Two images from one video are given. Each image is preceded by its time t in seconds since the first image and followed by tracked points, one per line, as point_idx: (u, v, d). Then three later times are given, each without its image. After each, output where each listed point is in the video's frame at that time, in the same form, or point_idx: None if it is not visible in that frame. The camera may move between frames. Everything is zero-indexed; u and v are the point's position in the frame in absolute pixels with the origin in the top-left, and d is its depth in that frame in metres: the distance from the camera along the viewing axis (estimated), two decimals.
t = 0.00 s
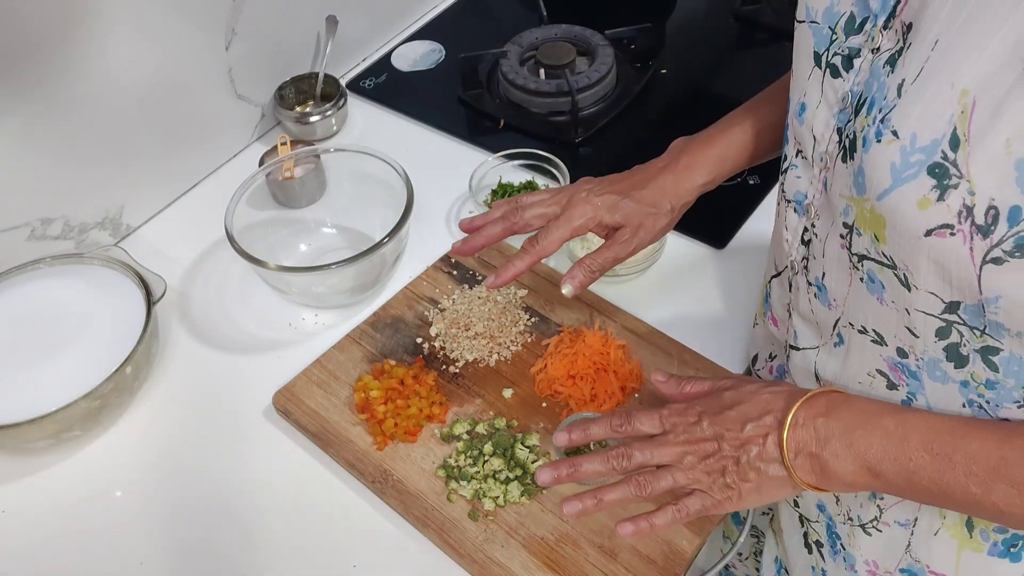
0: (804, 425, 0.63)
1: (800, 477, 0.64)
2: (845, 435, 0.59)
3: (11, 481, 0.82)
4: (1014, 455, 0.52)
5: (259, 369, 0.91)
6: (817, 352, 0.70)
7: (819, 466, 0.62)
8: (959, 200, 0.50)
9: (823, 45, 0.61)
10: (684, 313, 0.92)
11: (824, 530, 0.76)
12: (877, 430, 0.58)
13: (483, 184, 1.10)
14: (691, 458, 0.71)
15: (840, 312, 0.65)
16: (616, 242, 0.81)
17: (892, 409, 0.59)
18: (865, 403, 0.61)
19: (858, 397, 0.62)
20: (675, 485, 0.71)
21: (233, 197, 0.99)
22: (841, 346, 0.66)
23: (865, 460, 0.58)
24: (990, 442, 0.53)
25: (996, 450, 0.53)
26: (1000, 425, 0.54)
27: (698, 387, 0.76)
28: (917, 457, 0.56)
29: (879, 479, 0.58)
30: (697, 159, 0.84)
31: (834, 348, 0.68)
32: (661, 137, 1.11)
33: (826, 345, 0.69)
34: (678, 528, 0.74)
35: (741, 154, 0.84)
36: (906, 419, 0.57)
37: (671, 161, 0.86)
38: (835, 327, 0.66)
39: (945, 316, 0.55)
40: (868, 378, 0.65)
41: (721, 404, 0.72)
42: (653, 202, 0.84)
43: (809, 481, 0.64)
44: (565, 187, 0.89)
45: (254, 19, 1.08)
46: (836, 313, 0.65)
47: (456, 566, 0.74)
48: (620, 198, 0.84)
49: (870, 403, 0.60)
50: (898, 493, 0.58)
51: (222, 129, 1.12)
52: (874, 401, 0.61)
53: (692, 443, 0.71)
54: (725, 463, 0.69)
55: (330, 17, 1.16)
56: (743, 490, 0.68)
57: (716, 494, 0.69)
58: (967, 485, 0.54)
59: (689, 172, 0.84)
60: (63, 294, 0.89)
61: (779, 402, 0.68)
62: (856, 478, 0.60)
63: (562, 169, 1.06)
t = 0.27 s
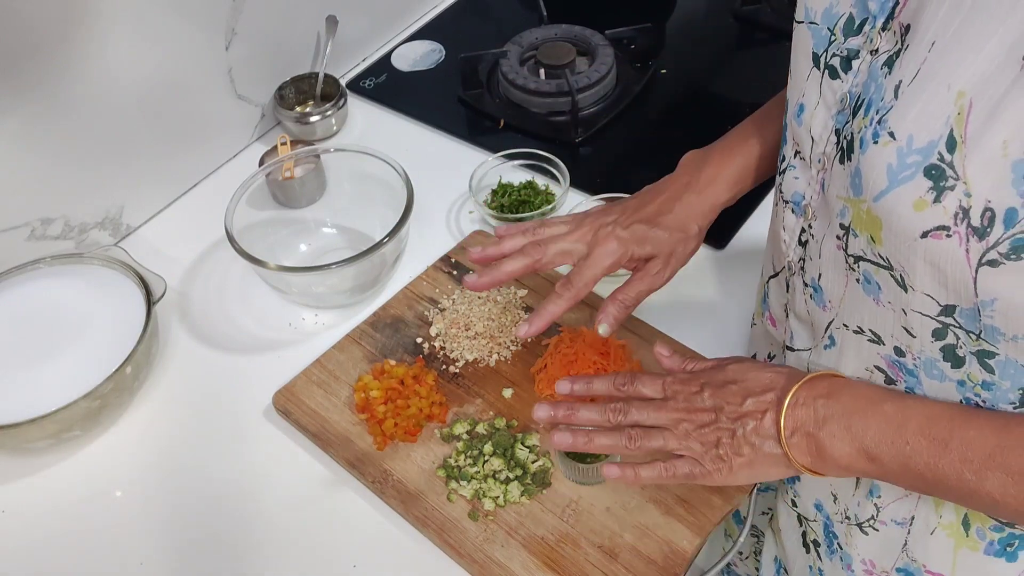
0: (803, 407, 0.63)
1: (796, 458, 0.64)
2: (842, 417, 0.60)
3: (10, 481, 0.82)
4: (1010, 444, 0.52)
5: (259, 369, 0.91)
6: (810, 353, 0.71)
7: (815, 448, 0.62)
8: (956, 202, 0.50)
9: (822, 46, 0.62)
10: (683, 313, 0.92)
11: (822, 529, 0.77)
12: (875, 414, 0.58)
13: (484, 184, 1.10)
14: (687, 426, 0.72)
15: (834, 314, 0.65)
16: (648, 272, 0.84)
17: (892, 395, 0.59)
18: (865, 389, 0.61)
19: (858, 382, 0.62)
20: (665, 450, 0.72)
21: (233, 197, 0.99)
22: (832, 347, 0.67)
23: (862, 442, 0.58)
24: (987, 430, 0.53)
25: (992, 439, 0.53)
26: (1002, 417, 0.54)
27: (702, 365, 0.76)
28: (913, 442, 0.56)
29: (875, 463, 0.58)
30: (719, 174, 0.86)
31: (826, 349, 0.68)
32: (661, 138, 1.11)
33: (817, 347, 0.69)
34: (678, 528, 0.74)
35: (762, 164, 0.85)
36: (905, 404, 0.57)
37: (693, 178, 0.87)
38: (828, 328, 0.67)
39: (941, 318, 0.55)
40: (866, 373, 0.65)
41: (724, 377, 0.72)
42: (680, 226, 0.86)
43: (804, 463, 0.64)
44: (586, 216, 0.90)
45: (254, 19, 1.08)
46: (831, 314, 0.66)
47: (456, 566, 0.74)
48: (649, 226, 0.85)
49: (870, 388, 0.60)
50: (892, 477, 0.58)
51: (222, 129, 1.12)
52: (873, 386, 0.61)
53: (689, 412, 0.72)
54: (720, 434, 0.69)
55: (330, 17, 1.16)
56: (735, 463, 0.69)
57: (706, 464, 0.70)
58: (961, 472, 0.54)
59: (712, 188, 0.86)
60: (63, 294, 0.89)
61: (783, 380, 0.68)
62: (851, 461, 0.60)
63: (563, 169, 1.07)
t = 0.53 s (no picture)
0: (804, 421, 0.63)
1: (800, 472, 0.64)
2: (844, 429, 0.60)
3: (10, 482, 0.82)
4: (1014, 451, 0.52)
5: (259, 369, 0.91)
6: (809, 357, 0.71)
7: (818, 461, 0.62)
8: (949, 206, 0.50)
9: (816, 50, 0.62)
10: (683, 314, 0.92)
11: (822, 532, 0.77)
12: (878, 425, 0.58)
13: (484, 184, 1.10)
14: (688, 448, 0.72)
15: (833, 317, 0.65)
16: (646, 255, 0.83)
17: (892, 405, 0.59)
18: (866, 399, 0.61)
19: (856, 393, 0.62)
20: (669, 474, 0.72)
21: (233, 197, 0.99)
22: (833, 351, 0.67)
23: (865, 455, 0.58)
24: (991, 438, 0.53)
25: (996, 446, 0.52)
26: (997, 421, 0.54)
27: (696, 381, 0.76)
28: (917, 452, 0.56)
29: (880, 474, 0.58)
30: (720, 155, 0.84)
31: (826, 353, 0.68)
32: (661, 138, 1.11)
33: (817, 350, 0.69)
34: (678, 528, 0.74)
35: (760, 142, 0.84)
36: (905, 414, 0.57)
37: (694, 158, 0.86)
38: (828, 331, 0.67)
39: (936, 323, 0.55)
40: (863, 380, 0.65)
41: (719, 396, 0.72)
42: (680, 209, 0.84)
43: (808, 477, 0.63)
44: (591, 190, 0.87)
45: (253, 19, 1.08)
46: (830, 318, 0.66)
47: (456, 566, 0.74)
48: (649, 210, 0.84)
49: (870, 398, 0.60)
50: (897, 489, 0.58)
51: (222, 130, 1.12)
52: (872, 397, 0.61)
53: (689, 433, 0.72)
54: (722, 454, 0.69)
55: (330, 17, 1.16)
56: (739, 482, 0.68)
57: (711, 485, 0.70)
58: (967, 481, 0.53)
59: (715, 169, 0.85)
60: (63, 294, 0.89)
61: (781, 395, 0.68)
62: (856, 473, 0.60)
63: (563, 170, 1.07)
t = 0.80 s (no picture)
0: (802, 424, 0.63)
1: (798, 475, 0.63)
2: (842, 432, 0.59)
3: (10, 482, 0.82)
4: (1012, 453, 0.52)
5: (259, 369, 0.91)
6: (805, 360, 0.71)
7: (816, 464, 0.61)
8: (944, 207, 0.50)
9: (811, 51, 0.62)
10: (683, 314, 0.92)
11: (818, 535, 0.77)
12: (875, 429, 0.58)
13: (484, 184, 1.10)
14: (687, 451, 0.71)
15: (829, 318, 0.65)
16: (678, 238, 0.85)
17: (889, 408, 0.59)
18: (864, 402, 0.61)
19: (853, 396, 0.62)
20: (667, 478, 0.71)
21: (233, 197, 0.99)
22: (829, 353, 0.67)
23: (863, 457, 0.58)
24: (988, 441, 0.53)
25: (993, 449, 0.52)
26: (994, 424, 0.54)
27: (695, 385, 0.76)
28: (914, 455, 0.56)
29: (878, 478, 0.58)
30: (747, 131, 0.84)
31: (822, 355, 0.68)
32: (661, 138, 1.11)
33: (813, 352, 0.69)
34: (678, 528, 0.74)
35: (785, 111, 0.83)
36: (903, 417, 0.57)
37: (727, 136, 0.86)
38: (824, 333, 0.67)
39: (932, 324, 0.55)
40: (860, 383, 0.65)
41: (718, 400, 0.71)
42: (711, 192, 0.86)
43: (806, 480, 0.63)
44: (622, 178, 0.89)
45: (253, 19, 1.08)
46: (825, 319, 0.66)
47: (456, 566, 0.74)
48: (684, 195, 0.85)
49: (868, 402, 0.60)
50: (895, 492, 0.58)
51: (222, 130, 1.12)
52: (869, 400, 0.61)
53: (688, 437, 0.72)
54: (720, 458, 0.69)
55: (330, 17, 1.16)
56: (738, 485, 0.68)
57: (710, 488, 0.69)
58: (965, 484, 0.53)
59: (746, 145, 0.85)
60: (63, 294, 0.89)
61: (779, 399, 0.68)
62: (853, 476, 0.60)
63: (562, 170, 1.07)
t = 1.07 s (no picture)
0: (794, 418, 0.63)
1: (791, 469, 0.64)
2: (835, 427, 0.60)
3: (9, 482, 0.82)
4: (1003, 447, 0.53)
5: (259, 369, 0.91)
6: (798, 355, 0.71)
7: (809, 458, 0.62)
8: (935, 199, 0.51)
9: (804, 48, 0.62)
10: (682, 314, 0.92)
11: (811, 531, 0.77)
12: (868, 423, 0.58)
13: (484, 184, 1.10)
14: (681, 446, 0.72)
15: (821, 313, 0.65)
16: (648, 247, 0.86)
17: (881, 402, 0.59)
18: (855, 395, 0.61)
19: (844, 391, 0.62)
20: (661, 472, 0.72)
21: (233, 197, 0.99)
22: (820, 348, 0.67)
23: (855, 451, 0.59)
24: (979, 435, 0.54)
25: (985, 443, 0.53)
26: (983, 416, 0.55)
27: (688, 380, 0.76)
28: (907, 449, 0.56)
29: (870, 471, 0.59)
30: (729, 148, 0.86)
31: (815, 350, 0.68)
32: (661, 138, 1.11)
33: (806, 347, 0.69)
34: (678, 528, 0.74)
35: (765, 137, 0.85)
36: (895, 412, 0.58)
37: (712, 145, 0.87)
38: (817, 328, 0.66)
39: (924, 318, 0.55)
40: (852, 376, 0.65)
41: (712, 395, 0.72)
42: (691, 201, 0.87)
43: (799, 473, 0.64)
44: (606, 183, 0.92)
45: (253, 19, 1.08)
46: (818, 314, 0.66)
47: (456, 566, 0.74)
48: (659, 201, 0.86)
49: (860, 395, 0.61)
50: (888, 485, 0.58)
51: (221, 129, 1.12)
52: (861, 394, 0.61)
53: (682, 432, 0.72)
54: (715, 452, 0.69)
55: (330, 17, 1.16)
56: (732, 480, 0.68)
57: (704, 483, 0.70)
58: (957, 477, 0.54)
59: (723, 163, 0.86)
60: (62, 294, 0.89)
61: (772, 393, 0.68)
62: (846, 470, 0.60)
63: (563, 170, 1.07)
